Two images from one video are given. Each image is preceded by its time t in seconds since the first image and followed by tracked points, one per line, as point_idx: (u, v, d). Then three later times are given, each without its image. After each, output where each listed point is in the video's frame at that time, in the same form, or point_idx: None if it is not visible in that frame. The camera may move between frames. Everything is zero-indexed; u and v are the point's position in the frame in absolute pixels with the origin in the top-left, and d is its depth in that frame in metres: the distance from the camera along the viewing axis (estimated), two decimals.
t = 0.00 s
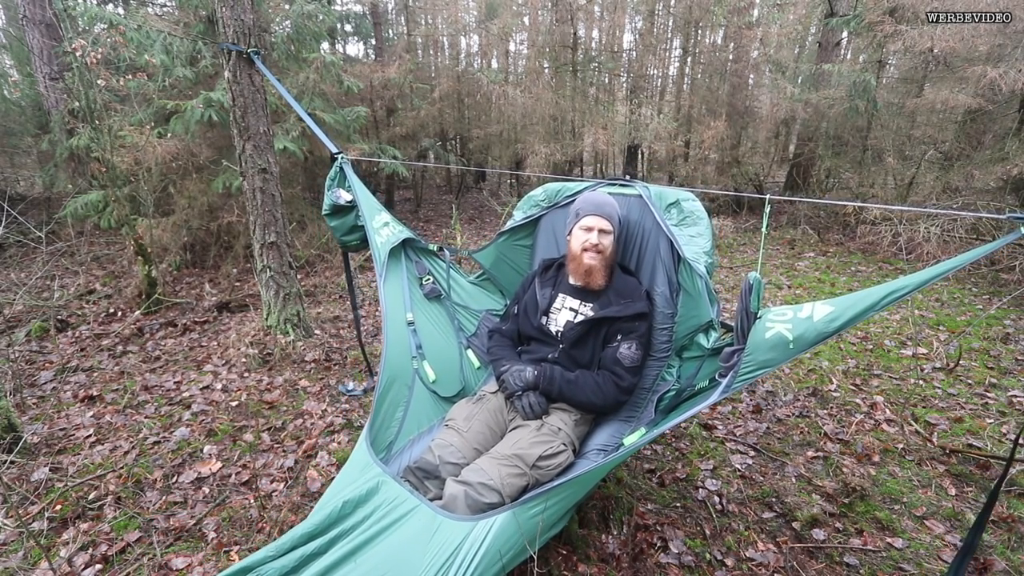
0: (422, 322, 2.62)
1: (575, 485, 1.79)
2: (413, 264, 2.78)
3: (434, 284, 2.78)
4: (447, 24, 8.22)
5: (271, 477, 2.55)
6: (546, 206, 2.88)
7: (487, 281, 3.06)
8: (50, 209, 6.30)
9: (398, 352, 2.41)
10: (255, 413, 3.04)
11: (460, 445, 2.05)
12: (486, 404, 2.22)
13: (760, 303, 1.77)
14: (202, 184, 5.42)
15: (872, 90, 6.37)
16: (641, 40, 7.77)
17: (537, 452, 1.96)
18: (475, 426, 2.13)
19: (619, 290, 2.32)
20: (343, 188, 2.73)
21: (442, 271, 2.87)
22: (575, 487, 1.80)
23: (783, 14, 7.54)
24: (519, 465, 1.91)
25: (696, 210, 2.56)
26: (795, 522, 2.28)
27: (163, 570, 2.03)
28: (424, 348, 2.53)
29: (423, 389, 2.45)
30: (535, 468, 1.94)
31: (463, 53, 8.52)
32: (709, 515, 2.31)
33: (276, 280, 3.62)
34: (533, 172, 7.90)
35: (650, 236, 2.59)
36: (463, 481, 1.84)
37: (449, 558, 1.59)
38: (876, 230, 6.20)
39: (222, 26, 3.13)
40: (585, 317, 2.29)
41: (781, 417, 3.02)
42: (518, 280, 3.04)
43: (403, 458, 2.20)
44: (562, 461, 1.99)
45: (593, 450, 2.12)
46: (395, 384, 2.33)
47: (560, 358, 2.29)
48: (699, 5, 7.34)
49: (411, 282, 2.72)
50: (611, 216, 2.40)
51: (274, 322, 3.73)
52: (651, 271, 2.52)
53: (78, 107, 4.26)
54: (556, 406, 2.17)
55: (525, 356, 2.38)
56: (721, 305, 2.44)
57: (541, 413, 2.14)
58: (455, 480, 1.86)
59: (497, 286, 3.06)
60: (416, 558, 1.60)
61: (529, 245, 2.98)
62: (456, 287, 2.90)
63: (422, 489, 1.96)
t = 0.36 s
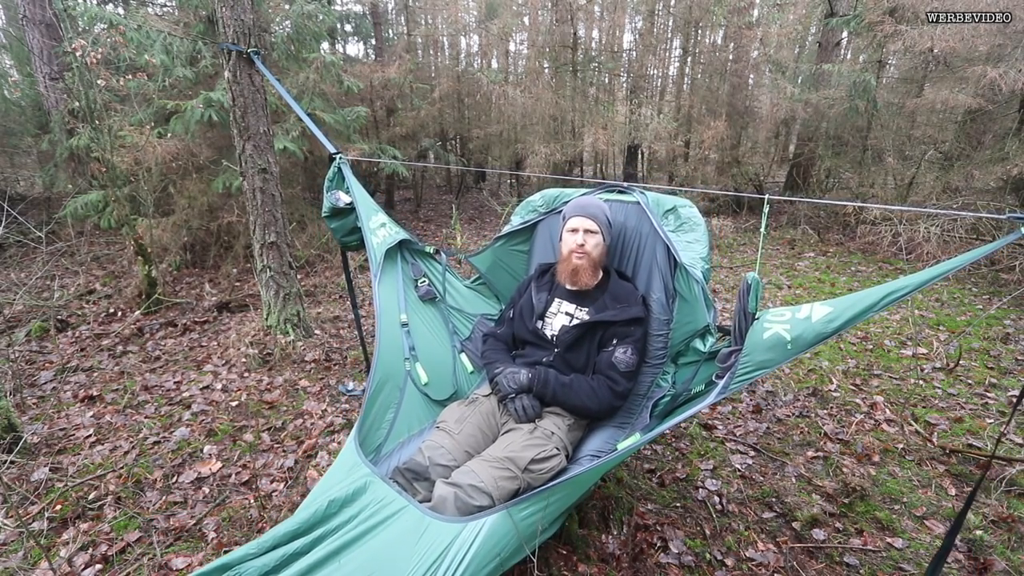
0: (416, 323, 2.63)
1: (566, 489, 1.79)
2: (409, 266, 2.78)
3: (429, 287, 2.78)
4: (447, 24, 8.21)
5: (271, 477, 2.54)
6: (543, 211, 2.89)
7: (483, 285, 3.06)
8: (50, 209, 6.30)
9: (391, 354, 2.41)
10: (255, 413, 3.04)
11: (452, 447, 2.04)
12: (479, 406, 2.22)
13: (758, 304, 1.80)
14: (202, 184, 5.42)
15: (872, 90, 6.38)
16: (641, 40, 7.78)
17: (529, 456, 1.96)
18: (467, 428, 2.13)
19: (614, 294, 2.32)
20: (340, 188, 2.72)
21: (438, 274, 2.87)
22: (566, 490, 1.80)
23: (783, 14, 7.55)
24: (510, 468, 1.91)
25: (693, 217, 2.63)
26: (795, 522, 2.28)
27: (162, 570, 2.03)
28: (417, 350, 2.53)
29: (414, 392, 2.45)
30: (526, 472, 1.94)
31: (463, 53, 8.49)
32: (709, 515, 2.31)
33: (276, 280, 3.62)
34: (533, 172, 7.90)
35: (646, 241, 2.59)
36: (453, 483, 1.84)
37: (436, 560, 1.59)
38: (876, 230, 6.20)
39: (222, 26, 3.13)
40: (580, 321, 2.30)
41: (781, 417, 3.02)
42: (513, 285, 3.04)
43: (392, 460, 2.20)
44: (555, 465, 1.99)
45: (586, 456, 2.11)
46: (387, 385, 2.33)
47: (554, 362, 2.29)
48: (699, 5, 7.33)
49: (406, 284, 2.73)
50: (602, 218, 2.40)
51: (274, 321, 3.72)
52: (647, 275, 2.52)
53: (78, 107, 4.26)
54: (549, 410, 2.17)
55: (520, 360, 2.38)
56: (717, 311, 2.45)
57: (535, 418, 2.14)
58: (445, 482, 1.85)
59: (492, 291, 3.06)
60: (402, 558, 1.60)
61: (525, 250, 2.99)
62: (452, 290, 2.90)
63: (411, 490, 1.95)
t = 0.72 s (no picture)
0: (415, 324, 2.63)
1: (565, 490, 1.79)
2: (408, 266, 2.78)
3: (428, 287, 2.79)
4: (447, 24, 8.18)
5: (271, 477, 2.55)
6: (543, 212, 2.89)
7: (482, 285, 3.06)
8: (50, 209, 6.30)
9: (389, 354, 2.41)
10: (255, 413, 3.04)
11: (450, 448, 2.05)
12: (478, 407, 2.22)
13: (757, 305, 1.80)
14: (202, 184, 5.42)
15: (872, 91, 6.38)
16: (641, 40, 7.78)
17: (527, 456, 1.96)
18: (466, 429, 2.13)
19: (613, 294, 2.32)
20: (339, 188, 2.73)
21: (437, 274, 2.87)
22: (564, 491, 1.80)
23: (783, 14, 7.55)
24: (509, 469, 1.91)
25: (692, 218, 2.63)
26: (795, 522, 2.28)
27: (162, 570, 2.03)
28: (416, 350, 2.53)
29: (413, 392, 2.45)
30: (524, 472, 1.94)
31: (463, 53, 8.46)
32: (709, 515, 2.31)
33: (276, 280, 3.62)
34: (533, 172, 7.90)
35: (645, 242, 2.59)
36: (451, 484, 1.84)
37: (433, 562, 1.59)
38: (877, 230, 6.20)
39: (222, 25, 3.13)
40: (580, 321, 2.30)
41: (781, 417, 3.02)
42: (512, 285, 3.04)
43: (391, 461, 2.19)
44: (553, 466, 1.99)
45: (584, 457, 2.10)
46: (385, 386, 2.33)
47: (553, 363, 2.28)
48: (699, 5, 7.33)
49: (405, 284, 2.73)
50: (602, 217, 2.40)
51: (274, 322, 3.72)
52: (646, 276, 2.52)
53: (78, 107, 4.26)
54: (548, 411, 2.17)
55: (518, 361, 2.37)
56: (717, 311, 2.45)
57: (533, 419, 2.13)
58: (443, 483, 1.85)
59: (491, 291, 3.06)
60: (399, 558, 1.61)
61: (525, 251, 2.99)
62: (451, 290, 2.90)
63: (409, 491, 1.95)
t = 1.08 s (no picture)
0: (421, 322, 2.63)
1: (573, 486, 1.79)
2: (412, 265, 2.78)
3: (433, 285, 2.79)
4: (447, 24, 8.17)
5: (271, 477, 2.55)
6: (546, 209, 2.89)
7: (486, 283, 3.06)
8: (50, 209, 6.31)
9: (396, 352, 2.41)
10: (255, 413, 3.04)
11: (458, 445, 2.05)
12: (484, 405, 2.22)
13: (759, 303, 1.78)
14: (202, 184, 5.42)
15: (872, 91, 6.39)
16: (641, 40, 7.79)
17: (535, 453, 1.96)
18: (473, 426, 2.13)
19: (618, 291, 2.32)
20: (341, 188, 2.73)
21: (441, 273, 2.88)
22: (573, 487, 1.80)
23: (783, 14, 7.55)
24: (516, 466, 1.91)
25: (696, 213, 2.57)
26: (795, 522, 2.28)
27: (163, 570, 2.03)
28: (422, 348, 2.53)
29: (420, 391, 2.45)
30: (532, 469, 1.94)
31: (463, 53, 8.46)
32: (709, 515, 2.31)
33: (276, 280, 3.62)
34: (533, 172, 7.90)
35: (649, 239, 2.59)
36: (460, 481, 1.84)
37: (445, 558, 1.59)
38: (877, 230, 6.21)
39: (222, 25, 3.13)
40: (585, 317, 2.30)
41: (781, 417, 3.02)
42: (516, 281, 3.04)
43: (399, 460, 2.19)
44: (560, 463, 2.00)
45: (590, 452, 2.10)
46: (392, 384, 2.33)
47: (558, 360, 2.28)
48: (699, 5, 7.33)
49: (410, 283, 2.73)
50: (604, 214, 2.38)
51: (274, 322, 3.72)
52: (650, 273, 2.52)
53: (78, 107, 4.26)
54: (554, 408, 2.17)
55: (524, 358, 2.37)
56: (719, 307, 2.45)
57: (540, 416, 2.13)
58: (452, 480, 1.85)
59: (495, 288, 3.06)
60: (412, 556, 1.61)
61: (528, 248, 2.99)
62: (455, 288, 2.90)
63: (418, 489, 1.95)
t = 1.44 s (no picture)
0: (427, 320, 2.63)
1: (582, 482, 1.79)
2: (417, 263, 2.78)
3: (438, 283, 2.79)
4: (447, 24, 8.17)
5: (271, 477, 2.55)
6: (548, 205, 2.88)
7: (491, 279, 3.06)
8: (50, 209, 6.31)
9: (404, 350, 2.41)
10: (255, 413, 3.04)
11: (467, 442, 2.05)
12: (492, 401, 2.22)
13: (761, 302, 1.80)
14: (202, 184, 5.42)
15: (872, 90, 6.38)
16: (641, 40, 7.79)
17: (543, 448, 1.96)
18: (481, 423, 2.13)
19: (621, 286, 2.32)
20: (344, 188, 2.72)
21: (446, 270, 2.88)
22: (581, 483, 1.79)
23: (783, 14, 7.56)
24: (525, 461, 1.91)
25: (697, 207, 2.57)
26: (795, 522, 2.28)
27: (163, 570, 2.03)
28: (429, 346, 2.54)
29: (429, 388, 2.45)
30: (540, 465, 1.94)
31: (463, 53, 8.46)
32: (709, 515, 2.31)
33: (276, 280, 3.62)
34: (533, 172, 7.90)
35: (651, 234, 2.59)
36: (469, 477, 1.84)
37: (458, 555, 1.59)
38: (876, 230, 6.21)
39: (222, 25, 3.12)
40: (589, 313, 2.29)
41: (781, 417, 3.02)
42: (521, 277, 3.05)
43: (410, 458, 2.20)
44: (567, 458, 2.00)
45: (597, 447, 2.11)
46: (401, 382, 2.33)
47: (563, 356, 2.28)
48: (699, 5, 7.32)
49: (415, 281, 2.73)
50: (604, 211, 2.32)
51: (274, 322, 3.72)
52: (653, 268, 2.52)
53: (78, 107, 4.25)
54: (560, 404, 2.17)
55: (528, 354, 2.38)
56: (723, 301, 2.45)
57: (547, 411, 2.14)
58: (462, 477, 1.86)
59: (500, 284, 3.07)
60: (426, 554, 1.61)
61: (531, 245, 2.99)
62: (460, 285, 2.91)
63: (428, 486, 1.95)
